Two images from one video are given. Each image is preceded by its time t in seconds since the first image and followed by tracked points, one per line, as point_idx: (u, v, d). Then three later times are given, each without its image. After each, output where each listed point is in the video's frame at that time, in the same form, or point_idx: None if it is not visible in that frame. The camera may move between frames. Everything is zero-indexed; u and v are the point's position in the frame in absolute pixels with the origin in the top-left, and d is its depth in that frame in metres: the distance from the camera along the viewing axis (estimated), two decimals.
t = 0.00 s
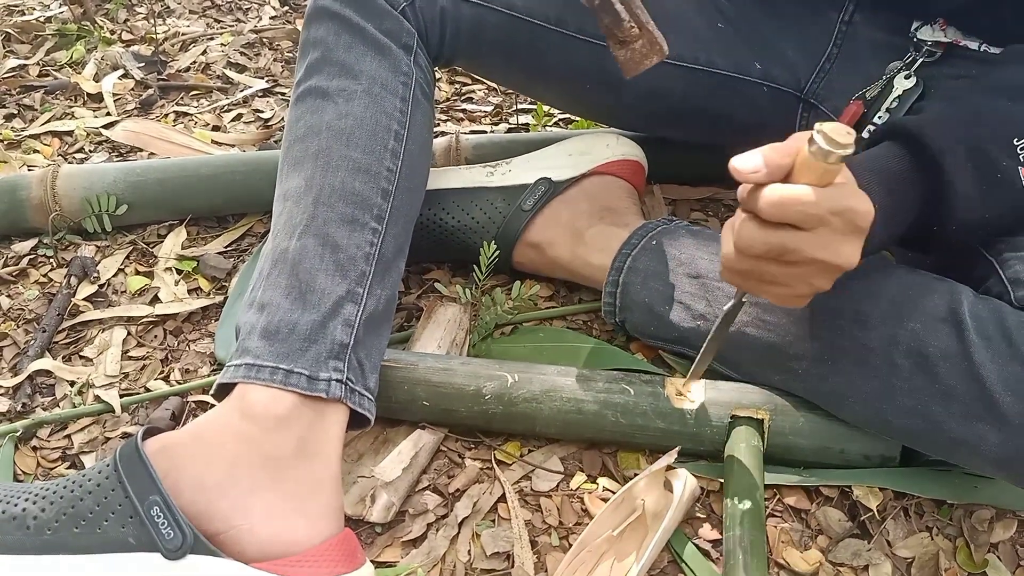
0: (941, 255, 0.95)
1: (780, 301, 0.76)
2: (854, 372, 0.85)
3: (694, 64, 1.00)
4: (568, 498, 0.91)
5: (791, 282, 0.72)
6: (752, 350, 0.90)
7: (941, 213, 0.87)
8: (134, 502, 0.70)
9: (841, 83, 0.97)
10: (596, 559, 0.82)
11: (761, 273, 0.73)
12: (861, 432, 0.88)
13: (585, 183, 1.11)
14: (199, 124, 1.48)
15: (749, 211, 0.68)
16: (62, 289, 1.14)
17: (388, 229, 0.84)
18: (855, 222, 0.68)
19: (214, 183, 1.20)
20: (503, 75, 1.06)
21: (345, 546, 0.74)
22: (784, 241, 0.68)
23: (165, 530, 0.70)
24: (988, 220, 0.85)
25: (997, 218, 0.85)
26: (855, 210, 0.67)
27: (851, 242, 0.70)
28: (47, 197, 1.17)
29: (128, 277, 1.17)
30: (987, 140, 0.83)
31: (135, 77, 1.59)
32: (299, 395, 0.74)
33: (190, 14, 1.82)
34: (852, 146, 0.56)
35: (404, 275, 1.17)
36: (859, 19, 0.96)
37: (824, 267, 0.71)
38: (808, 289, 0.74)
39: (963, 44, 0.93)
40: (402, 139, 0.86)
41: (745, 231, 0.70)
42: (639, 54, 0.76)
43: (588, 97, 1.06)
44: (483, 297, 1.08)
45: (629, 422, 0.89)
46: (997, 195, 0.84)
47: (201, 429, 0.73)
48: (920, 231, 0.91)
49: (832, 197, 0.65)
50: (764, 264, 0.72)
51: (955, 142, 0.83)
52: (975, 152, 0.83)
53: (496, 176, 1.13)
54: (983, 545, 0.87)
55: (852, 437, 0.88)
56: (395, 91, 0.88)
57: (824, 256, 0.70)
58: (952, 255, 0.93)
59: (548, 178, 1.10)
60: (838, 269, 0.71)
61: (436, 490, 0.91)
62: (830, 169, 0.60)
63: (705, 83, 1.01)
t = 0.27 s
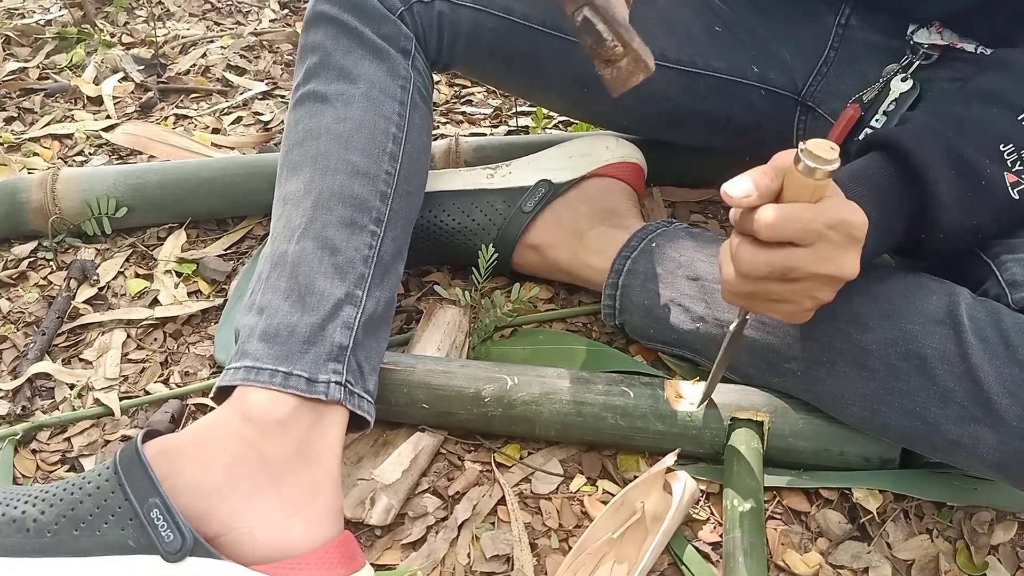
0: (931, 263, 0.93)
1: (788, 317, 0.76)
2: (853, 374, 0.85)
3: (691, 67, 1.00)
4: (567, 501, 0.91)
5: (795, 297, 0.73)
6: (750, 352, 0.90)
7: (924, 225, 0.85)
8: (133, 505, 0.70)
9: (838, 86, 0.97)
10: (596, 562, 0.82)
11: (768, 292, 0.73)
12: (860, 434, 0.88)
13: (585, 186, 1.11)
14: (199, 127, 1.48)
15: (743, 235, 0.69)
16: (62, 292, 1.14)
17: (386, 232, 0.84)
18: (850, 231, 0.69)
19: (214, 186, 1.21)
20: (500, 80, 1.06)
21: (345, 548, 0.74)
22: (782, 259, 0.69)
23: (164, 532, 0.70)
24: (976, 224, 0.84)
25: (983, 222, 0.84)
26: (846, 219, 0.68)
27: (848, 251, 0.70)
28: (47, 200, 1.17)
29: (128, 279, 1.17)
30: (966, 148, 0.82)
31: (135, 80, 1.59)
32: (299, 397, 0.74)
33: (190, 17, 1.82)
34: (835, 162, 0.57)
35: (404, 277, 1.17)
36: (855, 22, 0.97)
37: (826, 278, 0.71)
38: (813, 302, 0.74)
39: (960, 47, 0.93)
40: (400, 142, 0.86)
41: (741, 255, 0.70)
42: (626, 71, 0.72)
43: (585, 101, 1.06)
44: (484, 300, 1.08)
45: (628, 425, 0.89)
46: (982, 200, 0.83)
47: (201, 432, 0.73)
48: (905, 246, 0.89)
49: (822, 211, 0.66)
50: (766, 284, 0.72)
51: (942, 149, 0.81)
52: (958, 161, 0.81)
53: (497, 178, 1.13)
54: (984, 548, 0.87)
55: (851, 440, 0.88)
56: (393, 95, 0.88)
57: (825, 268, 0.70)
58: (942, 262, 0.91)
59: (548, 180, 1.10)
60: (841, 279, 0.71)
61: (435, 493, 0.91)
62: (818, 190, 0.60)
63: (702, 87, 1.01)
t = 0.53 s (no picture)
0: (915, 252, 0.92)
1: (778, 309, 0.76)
2: (855, 375, 0.85)
3: (691, 69, 1.00)
4: (569, 501, 0.90)
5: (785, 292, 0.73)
6: (751, 352, 0.91)
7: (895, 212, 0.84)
8: (134, 507, 0.70)
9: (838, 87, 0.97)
10: (598, 562, 0.82)
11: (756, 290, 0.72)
12: (862, 434, 0.88)
13: (586, 187, 1.11)
14: (200, 128, 1.48)
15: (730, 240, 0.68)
16: (63, 293, 1.14)
17: (387, 233, 0.84)
18: (832, 223, 0.68)
19: (215, 187, 1.21)
20: (500, 83, 1.06)
21: (346, 549, 0.74)
22: (770, 258, 0.68)
23: (165, 534, 0.70)
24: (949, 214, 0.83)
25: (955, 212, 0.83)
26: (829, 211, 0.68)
27: (834, 242, 0.70)
28: (48, 201, 1.18)
29: (129, 280, 1.17)
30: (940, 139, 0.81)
31: (136, 81, 1.59)
32: (299, 398, 0.74)
33: (191, 19, 1.83)
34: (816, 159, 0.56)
35: (405, 278, 1.17)
36: (854, 23, 0.96)
37: (812, 271, 0.71)
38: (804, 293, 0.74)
39: (959, 47, 0.92)
40: (400, 144, 0.86)
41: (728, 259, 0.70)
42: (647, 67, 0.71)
43: (585, 103, 1.06)
44: (485, 301, 1.08)
45: (630, 425, 0.89)
46: (955, 191, 0.82)
47: (202, 434, 0.73)
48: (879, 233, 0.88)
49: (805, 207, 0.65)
50: (756, 283, 0.71)
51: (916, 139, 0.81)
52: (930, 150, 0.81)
53: (497, 180, 1.12)
54: (986, 548, 0.87)
55: (853, 440, 0.88)
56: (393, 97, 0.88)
57: (809, 263, 0.70)
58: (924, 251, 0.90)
59: (549, 181, 1.10)
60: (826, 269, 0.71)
61: (437, 494, 0.91)
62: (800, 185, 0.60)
63: (702, 88, 1.01)
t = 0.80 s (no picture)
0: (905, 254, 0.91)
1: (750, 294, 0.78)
2: (856, 376, 0.85)
3: (691, 70, 1.00)
4: (569, 503, 0.90)
5: (746, 273, 0.75)
6: (751, 352, 0.91)
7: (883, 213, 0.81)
8: (135, 507, 0.70)
9: (839, 88, 0.97)
10: (598, 564, 0.82)
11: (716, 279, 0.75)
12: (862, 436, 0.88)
13: (587, 188, 1.11)
14: (201, 129, 1.48)
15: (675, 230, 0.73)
16: (64, 294, 1.14)
17: (388, 235, 0.84)
18: (765, 190, 0.73)
19: (216, 188, 1.21)
20: (502, 84, 1.06)
21: (346, 550, 0.74)
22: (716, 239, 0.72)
23: (165, 535, 0.70)
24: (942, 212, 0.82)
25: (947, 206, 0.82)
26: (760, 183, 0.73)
27: (775, 211, 0.74)
28: (49, 202, 1.18)
29: (130, 281, 1.17)
30: (928, 133, 0.80)
31: (137, 82, 1.59)
32: (301, 399, 0.74)
33: (192, 20, 1.83)
34: (734, 135, 0.61)
35: (406, 279, 1.17)
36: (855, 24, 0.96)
37: (766, 242, 0.74)
38: (768, 272, 0.76)
39: (960, 49, 0.92)
40: (401, 145, 0.86)
41: (679, 247, 0.74)
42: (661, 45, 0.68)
43: (586, 104, 1.06)
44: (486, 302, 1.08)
45: (631, 427, 0.89)
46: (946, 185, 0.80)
47: (203, 434, 0.73)
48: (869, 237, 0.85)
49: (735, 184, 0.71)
50: (713, 268, 0.75)
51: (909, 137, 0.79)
52: (919, 144, 0.79)
53: (499, 180, 1.12)
54: (987, 550, 0.86)
55: (854, 442, 0.88)
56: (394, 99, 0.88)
57: (757, 234, 0.73)
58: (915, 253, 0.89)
59: (551, 181, 1.10)
60: (778, 237, 0.74)
61: (437, 495, 0.91)
62: (731, 164, 0.64)
63: (703, 89, 1.01)
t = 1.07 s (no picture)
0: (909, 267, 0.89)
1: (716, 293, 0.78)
2: (857, 376, 0.85)
3: (692, 69, 1.00)
4: (570, 501, 0.90)
5: (699, 272, 0.76)
6: (752, 351, 0.92)
7: (877, 218, 0.80)
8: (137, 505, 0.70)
9: (840, 87, 0.97)
10: (599, 563, 0.82)
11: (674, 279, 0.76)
12: (863, 436, 0.88)
13: (587, 187, 1.10)
14: (202, 127, 1.48)
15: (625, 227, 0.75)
16: (65, 292, 1.14)
17: (389, 233, 0.84)
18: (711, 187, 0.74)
19: (216, 187, 1.21)
20: (502, 84, 1.06)
21: (348, 548, 0.74)
22: (663, 235, 0.74)
23: (167, 532, 0.70)
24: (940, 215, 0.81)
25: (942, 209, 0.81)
26: (709, 177, 0.74)
27: (724, 206, 0.74)
28: (50, 200, 1.18)
29: (131, 279, 1.17)
30: (917, 138, 0.80)
31: (138, 81, 1.59)
32: (302, 397, 0.74)
33: (193, 18, 1.83)
34: (670, 137, 0.64)
35: (408, 278, 1.17)
36: (856, 23, 0.96)
37: (717, 238, 0.74)
38: (723, 271, 0.76)
39: (962, 48, 0.92)
40: (402, 144, 0.86)
41: (630, 245, 0.76)
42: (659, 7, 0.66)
43: (587, 104, 1.06)
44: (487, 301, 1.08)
45: (632, 426, 0.89)
46: (937, 186, 0.80)
47: (204, 432, 0.73)
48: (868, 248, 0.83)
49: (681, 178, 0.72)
50: (667, 266, 0.76)
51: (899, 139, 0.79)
52: (908, 146, 0.79)
53: (500, 179, 1.12)
54: (988, 549, 0.86)
55: (855, 441, 0.88)
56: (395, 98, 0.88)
57: (706, 231, 0.74)
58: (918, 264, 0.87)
59: (552, 180, 1.10)
60: (729, 233, 0.74)
61: (438, 494, 0.91)
62: (674, 166, 0.68)
63: (703, 89, 1.01)
